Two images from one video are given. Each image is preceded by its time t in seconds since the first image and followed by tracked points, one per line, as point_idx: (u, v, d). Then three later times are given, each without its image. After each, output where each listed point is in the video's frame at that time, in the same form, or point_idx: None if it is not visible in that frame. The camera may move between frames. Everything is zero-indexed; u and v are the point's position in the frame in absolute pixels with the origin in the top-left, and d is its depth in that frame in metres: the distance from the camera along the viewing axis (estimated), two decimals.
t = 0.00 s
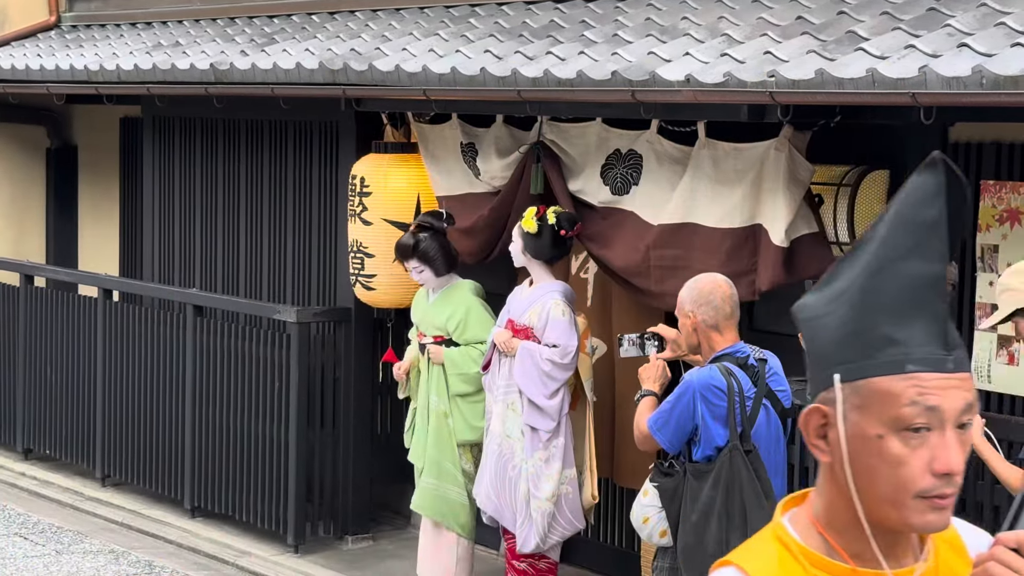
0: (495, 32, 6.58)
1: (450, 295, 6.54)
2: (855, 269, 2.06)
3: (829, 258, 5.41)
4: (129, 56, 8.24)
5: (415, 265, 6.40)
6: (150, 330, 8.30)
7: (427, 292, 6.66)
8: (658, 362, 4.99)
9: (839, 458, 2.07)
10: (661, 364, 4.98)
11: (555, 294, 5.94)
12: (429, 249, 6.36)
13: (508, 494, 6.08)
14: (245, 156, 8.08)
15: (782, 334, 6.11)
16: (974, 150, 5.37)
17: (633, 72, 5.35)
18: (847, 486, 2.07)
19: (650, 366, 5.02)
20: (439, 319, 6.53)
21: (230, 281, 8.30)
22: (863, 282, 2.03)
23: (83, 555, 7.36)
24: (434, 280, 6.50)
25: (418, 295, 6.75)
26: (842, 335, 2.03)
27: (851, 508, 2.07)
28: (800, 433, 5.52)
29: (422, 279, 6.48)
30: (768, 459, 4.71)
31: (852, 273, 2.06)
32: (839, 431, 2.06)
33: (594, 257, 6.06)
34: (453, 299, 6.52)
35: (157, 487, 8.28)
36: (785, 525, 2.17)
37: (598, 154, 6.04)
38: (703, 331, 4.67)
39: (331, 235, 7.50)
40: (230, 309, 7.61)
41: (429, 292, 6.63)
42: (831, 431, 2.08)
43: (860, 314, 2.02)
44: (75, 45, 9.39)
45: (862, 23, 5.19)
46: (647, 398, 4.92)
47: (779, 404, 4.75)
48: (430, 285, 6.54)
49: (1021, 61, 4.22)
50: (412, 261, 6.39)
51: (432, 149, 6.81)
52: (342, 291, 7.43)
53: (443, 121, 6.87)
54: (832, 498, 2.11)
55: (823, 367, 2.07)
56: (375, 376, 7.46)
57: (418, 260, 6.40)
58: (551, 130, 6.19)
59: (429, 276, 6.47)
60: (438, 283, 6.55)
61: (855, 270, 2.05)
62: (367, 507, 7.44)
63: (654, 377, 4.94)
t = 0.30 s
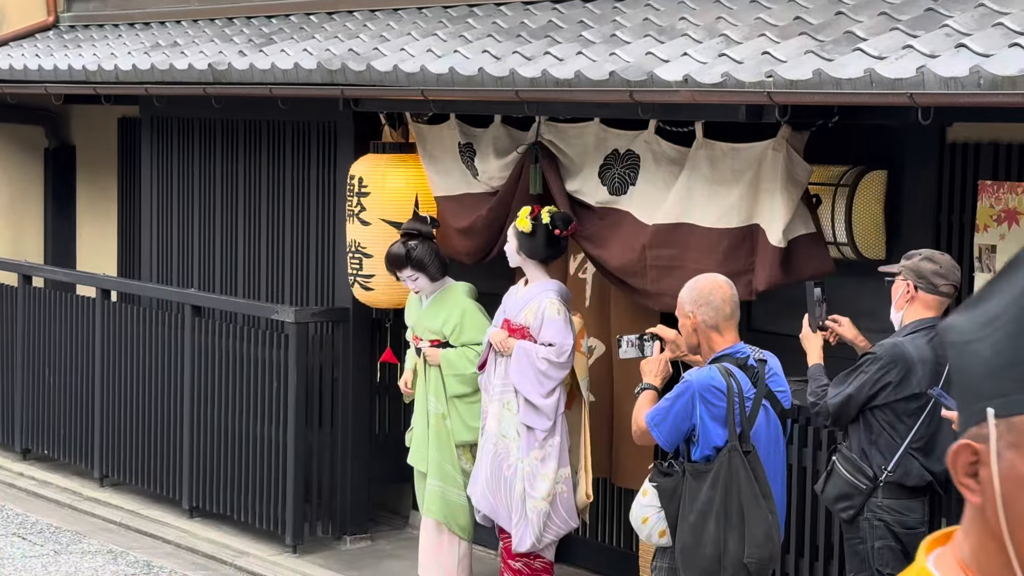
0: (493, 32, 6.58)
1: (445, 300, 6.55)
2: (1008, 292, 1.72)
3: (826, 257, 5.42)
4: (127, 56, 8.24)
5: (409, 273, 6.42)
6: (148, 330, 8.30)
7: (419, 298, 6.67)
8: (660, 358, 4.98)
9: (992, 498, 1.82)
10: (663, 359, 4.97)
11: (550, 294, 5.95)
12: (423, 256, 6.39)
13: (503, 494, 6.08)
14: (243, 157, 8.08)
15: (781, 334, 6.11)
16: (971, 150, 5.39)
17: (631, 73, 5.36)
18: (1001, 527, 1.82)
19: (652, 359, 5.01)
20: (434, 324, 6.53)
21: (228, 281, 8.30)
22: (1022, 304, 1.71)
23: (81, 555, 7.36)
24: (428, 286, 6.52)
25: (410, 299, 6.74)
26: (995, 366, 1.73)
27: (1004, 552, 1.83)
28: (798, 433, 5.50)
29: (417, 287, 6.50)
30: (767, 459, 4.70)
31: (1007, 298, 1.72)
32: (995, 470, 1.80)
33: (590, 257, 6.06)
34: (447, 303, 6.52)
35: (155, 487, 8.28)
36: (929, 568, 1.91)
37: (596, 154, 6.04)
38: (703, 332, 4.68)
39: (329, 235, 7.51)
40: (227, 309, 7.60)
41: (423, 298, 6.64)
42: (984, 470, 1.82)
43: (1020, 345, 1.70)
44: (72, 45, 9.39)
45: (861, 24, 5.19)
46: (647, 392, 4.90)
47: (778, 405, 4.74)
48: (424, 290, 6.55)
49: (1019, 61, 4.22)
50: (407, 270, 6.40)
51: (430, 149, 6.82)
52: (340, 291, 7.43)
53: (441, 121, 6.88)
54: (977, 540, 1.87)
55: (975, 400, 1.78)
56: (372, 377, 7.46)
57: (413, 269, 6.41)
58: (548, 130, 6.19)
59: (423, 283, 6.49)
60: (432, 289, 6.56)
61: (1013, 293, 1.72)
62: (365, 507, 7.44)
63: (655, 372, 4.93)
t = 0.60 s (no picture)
0: (491, 32, 6.58)
1: (442, 301, 6.55)
2: None
3: (824, 258, 5.41)
4: (126, 56, 8.23)
5: (406, 277, 6.42)
6: (146, 330, 8.30)
7: (415, 300, 6.68)
8: (659, 357, 4.98)
9: None
10: (663, 359, 4.96)
11: (547, 293, 5.95)
12: (419, 260, 6.38)
13: (499, 494, 6.08)
14: (241, 157, 8.08)
15: (779, 334, 6.11)
16: (970, 150, 5.41)
17: (629, 72, 5.36)
18: None
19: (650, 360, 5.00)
20: (431, 325, 6.54)
21: (226, 281, 8.30)
22: None
23: (80, 555, 7.36)
24: (426, 288, 6.53)
25: (405, 300, 6.74)
26: None
27: None
28: (797, 433, 5.51)
29: (414, 290, 6.50)
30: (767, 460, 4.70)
31: None
32: None
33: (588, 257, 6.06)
34: (444, 305, 6.53)
35: (154, 487, 8.28)
36: None
37: (594, 154, 6.04)
38: (703, 332, 4.69)
39: (328, 235, 7.51)
40: (226, 309, 7.60)
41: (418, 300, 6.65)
42: None
43: None
44: (71, 45, 9.38)
45: (859, 24, 5.19)
46: (647, 392, 4.91)
47: (778, 404, 4.74)
48: (420, 293, 6.55)
49: (1017, 61, 4.22)
50: (403, 273, 6.40)
51: (429, 148, 6.82)
52: (338, 291, 7.43)
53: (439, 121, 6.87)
54: None
55: None
56: (371, 377, 7.46)
57: (410, 272, 6.42)
58: (546, 130, 6.20)
59: (420, 287, 6.50)
60: (429, 291, 6.56)
61: None
62: (363, 506, 7.44)
63: (655, 371, 4.93)
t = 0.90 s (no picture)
0: (490, 32, 6.58)
1: (441, 301, 6.55)
2: None
3: (824, 257, 5.40)
4: (124, 56, 8.23)
5: (404, 277, 6.42)
6: (144, 330, 8.30)
7: (414, 300, 6.68)
8: (660, 357, 4.97)
9: None
10: (663, 359, 4.96)
11: (546, 294, 5.95)
12: (418, 261, 6.37)
13: (498, 494, 6.09)
14: (240, 158, 8.08)
15: (778, 333, 6.11)
16: (968, 150, 5.41)
17: (627, 72, 5.36)
18: None
19: (649, 360, 5.00)
20: (431, 325, 6.54)
21: (224, 281, 8.29)
22: None
23: (78, 555, 7.35)
24: (425, 289, 6.52)
25: (402, 300, 6.74)
26: None
27: None
28: (798, 433, 5.51)
29: (413, 291, 6.50)
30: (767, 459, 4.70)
31: None
32: None
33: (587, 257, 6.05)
34: (444, 305, 6.53)
35: (152, 487, 8.28)
36: None
37: (593, 153, 6.03)
38: (704, 332, 4.68)
39: (326, 234, 7.51)
40: (224, 309, 7.60)
41: (417, 300, 6.64)
42: None
43: None
44: (69, 45, 9.37)
45: (857, 24, 5.19)
46: (647, 392, 4.91)
47: (778, 404, 4.74)
48: (419, 293, 6.55)
49: (1015, 61, 4.23)
50: (403, 274, 6.39)
51: (427, 148, 6.82)
52: (337, 291, 7.43)
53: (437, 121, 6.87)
54: None
55: None
56: (369, 378, 7.46)
57: (409, 273, 6.41)
58: (545, 130, 6.20)
59: (419, 287, 6.49)
60: (428, 291, 6.56)
61: None
62: (362, 506, 7.44)
63: (656, 371, 4.92)
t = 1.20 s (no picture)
0: (488, 32, 6.58)
1: (441, 302, 6.55)
2: None
3: (822, 257, 5.41)
4: (122, 56, 8.22)
5: (405, 278, 6.42)
6: (142, 331, 8.30)
7: (412, 300, 6.68)
8: (660, 357, 4.97)
9: None
10: (663, 359, 4.96)
11: (546, 294, 5.94)
12: (419, 261, 6.37)
13: (498, 494, 6.09)
14: (237, 158, 8.08)
15: (775, 333, 6.11)
16: (966, 150, 5.41)
17: (626, 72, 5.36)
18: None
19: (650, 360, 5.00)
20: (430, 326, 6.54)
21: (223, 281, 8.29)
22: None
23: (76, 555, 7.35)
24: (424, 289, 6.52)
25: (400, 300, 6.73)
26: None
27: None
28: (796, 433, 5.51)
29: (412, 291, 6.50)
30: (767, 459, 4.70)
31: None
32: None
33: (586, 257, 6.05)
34: (443, 305, 6.53)
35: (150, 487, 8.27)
36: None
37: (591, 153, 6.03)
38: (704, 332, 4.68)
39: (324, 234, 7.51)
40: (223, 309, 7.59)
41: (416, 301, 6.64)
42: None
43: None
44: (67, 45, 9.35)
45: (855, 24, 5.19)
46: (647, 392, 4.90)
47: (778, 405, 4.74)
48: (418, 293, 6.54)
49: (1013, 61, 4.23)
50: (403, 274, 6.39)
51: (425, 148, 6.81)
52: (335, 291, 7.42)
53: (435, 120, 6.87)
54: None
55: None
56: (367, 378, 7.45)
57: (409, 273, 6.41)
58: (543, 130, 6.20)
59: (419, 287, 6.49)
60: (427, 292, 6.56)
61: None
62: (360, 506, 7.44)
63: (656, 371, 4.92)
